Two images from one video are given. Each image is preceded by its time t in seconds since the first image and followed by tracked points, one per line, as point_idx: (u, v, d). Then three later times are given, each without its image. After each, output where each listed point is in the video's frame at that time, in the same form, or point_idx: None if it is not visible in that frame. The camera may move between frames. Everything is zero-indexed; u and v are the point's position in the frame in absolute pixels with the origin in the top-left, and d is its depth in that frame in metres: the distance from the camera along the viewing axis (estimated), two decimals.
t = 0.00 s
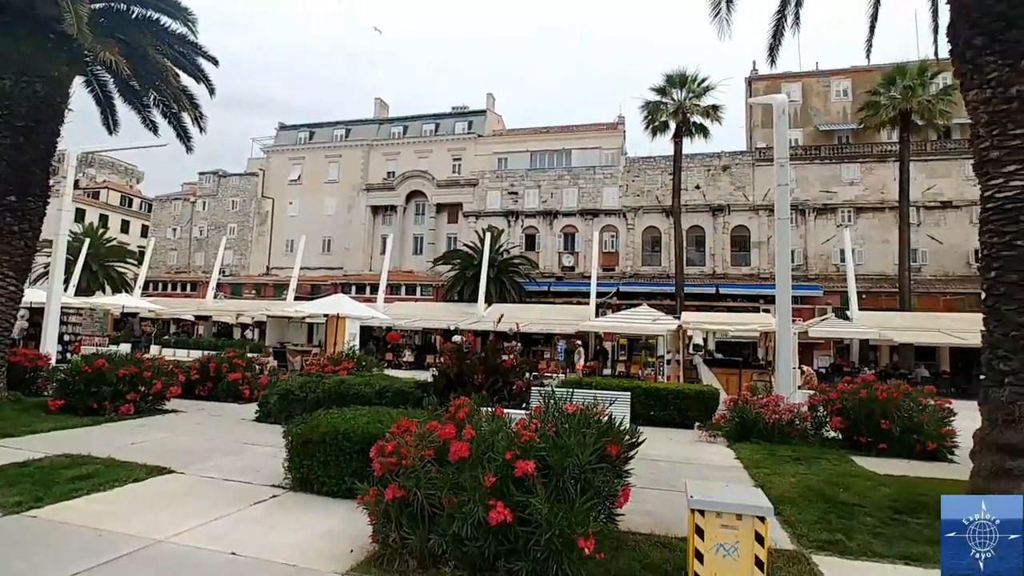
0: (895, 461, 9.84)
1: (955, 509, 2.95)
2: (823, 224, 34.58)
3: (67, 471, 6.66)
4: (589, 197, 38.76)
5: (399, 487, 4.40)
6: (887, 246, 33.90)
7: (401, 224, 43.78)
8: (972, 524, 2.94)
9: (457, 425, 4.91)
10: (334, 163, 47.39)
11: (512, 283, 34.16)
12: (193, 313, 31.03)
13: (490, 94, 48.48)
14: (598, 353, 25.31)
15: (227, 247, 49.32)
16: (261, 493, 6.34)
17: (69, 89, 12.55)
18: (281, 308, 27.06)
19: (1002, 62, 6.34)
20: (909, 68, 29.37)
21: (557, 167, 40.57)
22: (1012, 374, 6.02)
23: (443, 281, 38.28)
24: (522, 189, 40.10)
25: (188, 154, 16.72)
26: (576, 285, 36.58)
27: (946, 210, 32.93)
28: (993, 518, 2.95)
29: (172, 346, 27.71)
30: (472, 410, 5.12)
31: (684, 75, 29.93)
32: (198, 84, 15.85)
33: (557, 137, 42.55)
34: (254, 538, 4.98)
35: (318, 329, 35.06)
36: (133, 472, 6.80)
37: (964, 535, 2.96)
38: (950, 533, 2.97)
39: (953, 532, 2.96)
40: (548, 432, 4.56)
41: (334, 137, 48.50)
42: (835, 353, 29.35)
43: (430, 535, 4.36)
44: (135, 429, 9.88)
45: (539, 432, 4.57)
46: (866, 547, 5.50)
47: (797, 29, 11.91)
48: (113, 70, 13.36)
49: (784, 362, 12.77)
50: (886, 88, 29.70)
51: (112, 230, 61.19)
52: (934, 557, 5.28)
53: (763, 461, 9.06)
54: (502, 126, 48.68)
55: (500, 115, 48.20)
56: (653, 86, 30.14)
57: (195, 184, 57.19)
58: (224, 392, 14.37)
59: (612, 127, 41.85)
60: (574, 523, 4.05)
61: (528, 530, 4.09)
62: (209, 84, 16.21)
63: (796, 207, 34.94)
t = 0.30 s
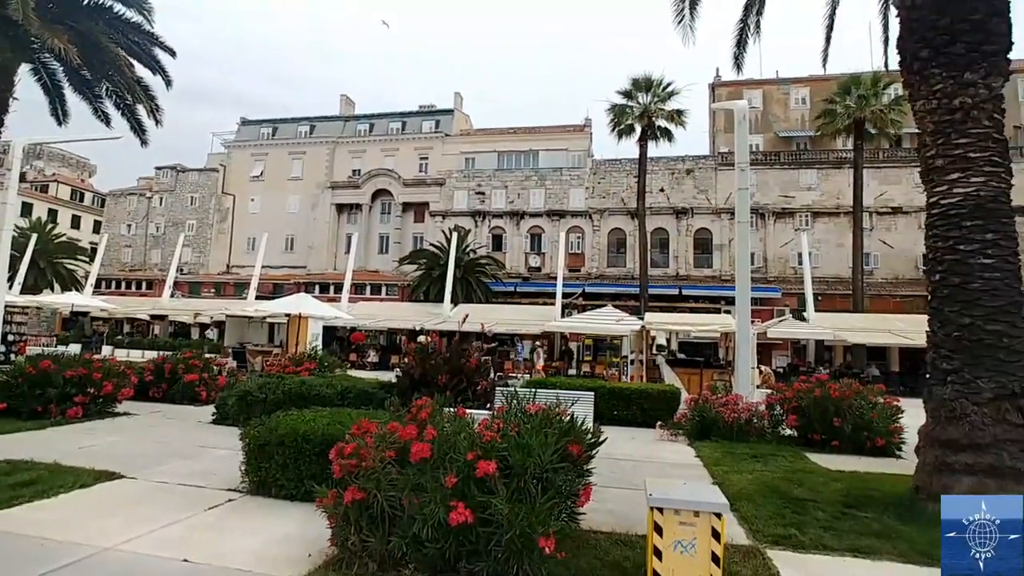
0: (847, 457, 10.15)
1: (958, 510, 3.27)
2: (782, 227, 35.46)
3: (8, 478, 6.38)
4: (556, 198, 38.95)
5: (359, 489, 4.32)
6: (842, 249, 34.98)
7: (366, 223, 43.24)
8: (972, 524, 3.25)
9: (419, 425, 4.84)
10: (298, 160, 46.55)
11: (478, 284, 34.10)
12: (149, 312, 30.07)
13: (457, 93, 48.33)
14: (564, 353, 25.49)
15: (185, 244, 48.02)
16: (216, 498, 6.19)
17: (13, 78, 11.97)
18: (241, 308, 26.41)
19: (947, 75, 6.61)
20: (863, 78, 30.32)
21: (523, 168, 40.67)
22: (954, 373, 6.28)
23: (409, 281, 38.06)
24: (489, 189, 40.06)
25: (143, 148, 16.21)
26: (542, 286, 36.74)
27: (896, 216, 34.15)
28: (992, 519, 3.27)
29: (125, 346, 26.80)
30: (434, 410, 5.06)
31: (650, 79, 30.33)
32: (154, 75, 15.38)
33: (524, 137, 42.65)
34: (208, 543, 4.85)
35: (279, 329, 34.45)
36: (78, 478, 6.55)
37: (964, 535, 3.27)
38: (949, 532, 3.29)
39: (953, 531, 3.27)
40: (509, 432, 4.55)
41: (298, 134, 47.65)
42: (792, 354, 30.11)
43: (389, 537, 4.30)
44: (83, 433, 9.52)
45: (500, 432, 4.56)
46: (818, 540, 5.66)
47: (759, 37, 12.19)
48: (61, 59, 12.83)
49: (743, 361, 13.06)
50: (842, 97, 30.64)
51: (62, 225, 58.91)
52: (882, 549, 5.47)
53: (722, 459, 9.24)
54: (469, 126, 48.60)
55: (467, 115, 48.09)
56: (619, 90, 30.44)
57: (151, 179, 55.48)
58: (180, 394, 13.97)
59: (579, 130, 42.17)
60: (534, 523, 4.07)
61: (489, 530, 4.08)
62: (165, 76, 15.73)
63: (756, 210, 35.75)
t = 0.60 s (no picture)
0: (803, 451, 10.45)
1: (960, 511, 3.68)
2: (744, 228, 36.21)
3: None
4: (523, 196, 39.01)
5: (318, 490, 4.24)
6: (800, 250, 35.91)
7: (331, 217, 42.67)
8: (974, 525, 3.66)
9: (381, 425, 4.78)
10: (260, 154, 45.54)
11: (445, 281, 33.95)
12: (102, 309, 29.05)
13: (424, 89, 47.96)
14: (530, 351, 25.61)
15: (140, 239, 46.53)
16: (170, 500, 6.04)
17: None
18: (199, 305, 25.70)
19: (897, 82, 6.84)
20: (820, 84, 31.21)
21: (490, 166, 40.62)
22: (901, 369, 6.53)
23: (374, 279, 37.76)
24: (456, 186, 39.87)
25: (95, 138, 15.66)
26: (508, 284, 36.80)
27: (851, 218, 35.22)
28: (992, 519, 3.68)
29: (76, 345, 25.80)
30: (397, 409, 5.00)
31: (616, 80, 30.60)
32: (106, 62, 14.86)
33: (491, 135, 42.63)
34: (161, 548, 4.73)
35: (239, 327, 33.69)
36: (23, 483, 6.29)
37: (964, 535, 3.67)
38: (951, 533, 3.68)
39: (955, 532, 3.67)
40: (473, 431, 4.54)
41: (260, 127, 46.62)
42: (752, 351, 30.80)
43: (349, 538, 4.23)
44: (29, 435, 9.15)
45: (463, 431, 4.54)
46: (774, 533, 5.82)
47: (723, 42, 12.41)
48: (5, 42, 12.27)
49: (704, 359, 13.31)
50: (800, 102, 31.45)
51: (8, 218, 56.44)
52: (833, 540, 5.65)
53: (683, 454, 9.40)
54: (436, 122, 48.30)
55: (434, 111, 47.80)
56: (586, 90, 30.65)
57: (104, 171, 53.56)
58: (133, 394, 13.54)
59: (546, 129, 42.31)
60: (497, 521, 4.07)
61: (451, 529, 4.05)
62: (118, 64, 15.21)
63: (718, 211, 36.43)
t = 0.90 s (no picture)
0: (761, 445, 10.72)
1: (960, 512, 3.73)
2: (706, 228, 36.85)
3: None
4: (489, 193, 38.94)
5: (277, 491, 4.15)
6: (760, 250, 36.76)
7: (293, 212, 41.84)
8: (974, 525, 3.71)
9: (342, 424, 4.71)
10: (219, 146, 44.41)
11: (410, 278, 33.71)
12: (50, 305, 27.94)
13: (391, 84, 47.44)
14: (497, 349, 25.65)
15: (92, 233, 44.92)
16: (122, 504, 5.85)
17: None
18: (155, 301, 24.94)
19: (852, 89, 7.05)
20: (780, 88, 31.99)
21: (457, 162, 40.46)
22: (853, 365, 6.74)
23: (338, 275, 37.31)
24: (422, 182, 39.55)
25: (42, 127, 15.09)
26: (475, 282, 36.80)
27: (808, 219, 36.21)
28: (991, 519, 3.74)
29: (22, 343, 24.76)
30: (359, 408, 4.95)
31: (582, 79, 30.83)
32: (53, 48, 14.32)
33: (458, 132, 42.47)
34: (112, 554, 4.59)
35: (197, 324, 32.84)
36: None
37: (965, 536, 3.73)
38: (952, 533, 3.75)
39: (955, 532, 3.73)
40: (436, 429, 4.52)
41: (220, 119, 45.44)
42: (713, 348, 31.46)
43: (309, 540, 4.15)
44: None
45: (425, 430, 4.52)
46: (732, 525, 5.95)
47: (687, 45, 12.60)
48: None
49: (667, 355, 13.50)
50: (761, 105, 32.14)
51: None
52: (788, 531, 5.82)
53: (645, 450, 9.54)
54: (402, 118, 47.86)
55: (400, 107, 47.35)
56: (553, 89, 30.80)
57: (53, 161, 51.49)
58: (83, 395, 13.08)
59: (513, 127, 42.35)
60: (459, 519, 4.06)
61: (413, 528, 4.03)
62: (66, 49, 14.67)
63: (681, 211, 37.00)
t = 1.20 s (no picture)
0: (721, 441, 10.93)
1: (957, 510, 3.32)
2: (669, 227, 37.39)
3: None
4: (456, 190, 38.74)
5: (234, 494, 4.04)
6: (720, 249, 37.47)
7: (254, 207, 40.89)
8: (974, 525, 3.29)
9: (302, 424, 4.60)
10: (176, 138, 43.13)
11: (374, 275, 33.33)
12: None
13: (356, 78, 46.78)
14: (462, 347, 25.57)
15: (40, 227, 43.13)
16: (69, 511, 5.63)
17: None
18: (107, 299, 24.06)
19: (808, 94, 7.23)
20: (740, 91, 32.66)
21: (422, 159, 40.15)
22: (808, 362, 6.92)
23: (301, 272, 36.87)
24: (387, 178, 39.12)
25: None
26: (440, 279, 36.67)
27: (767, 220, 37.10)
28: (992, 518, 3.31)
29: None
30: (320, 408, 4.85)
31: (549, 78, 30.93)
32: None
33: (424, 128, 42.17)
34: (59, 562, 4.42)
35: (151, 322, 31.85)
36: None
37: (964, 535, 3.31)
38: (950, 533, 3.33)
39: (954, 532, 3.31)
40: (399, 429, 4.47)
41: (177, 110, 44.13)
42: (675, 345, 31.98)
43: (269, 543, 4.05)
44: None
45: (388, 430, 4.47)
46: (692, 519, 6.05)
47: (650, 46, 12.74)
48: None
49: (631, 353, 13.65)
50: (722, 108, 32.73)
51: None
52: (746, 524, 5.95)
53: (609, 447, 9.63)
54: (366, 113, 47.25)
55: (365, 101, 46.74)
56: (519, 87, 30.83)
57: None
58: (29, 396, 12.55)
59: (479, 124, 42.26)
60: (422, 520, 4.02)
61: (376, 530, 3.97)
62: (10, 34, 14.05)
63: (645, 210, 37.44)
